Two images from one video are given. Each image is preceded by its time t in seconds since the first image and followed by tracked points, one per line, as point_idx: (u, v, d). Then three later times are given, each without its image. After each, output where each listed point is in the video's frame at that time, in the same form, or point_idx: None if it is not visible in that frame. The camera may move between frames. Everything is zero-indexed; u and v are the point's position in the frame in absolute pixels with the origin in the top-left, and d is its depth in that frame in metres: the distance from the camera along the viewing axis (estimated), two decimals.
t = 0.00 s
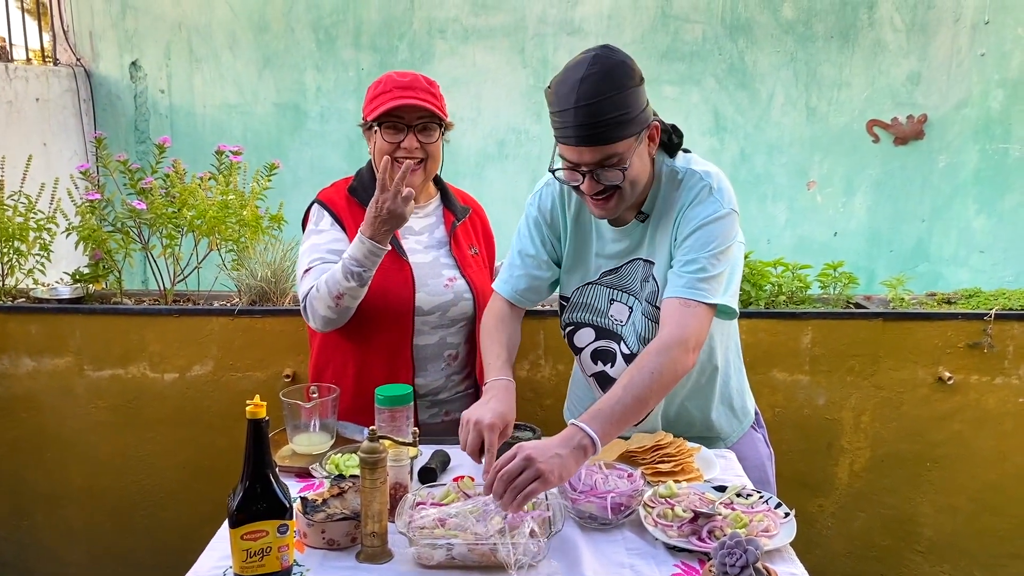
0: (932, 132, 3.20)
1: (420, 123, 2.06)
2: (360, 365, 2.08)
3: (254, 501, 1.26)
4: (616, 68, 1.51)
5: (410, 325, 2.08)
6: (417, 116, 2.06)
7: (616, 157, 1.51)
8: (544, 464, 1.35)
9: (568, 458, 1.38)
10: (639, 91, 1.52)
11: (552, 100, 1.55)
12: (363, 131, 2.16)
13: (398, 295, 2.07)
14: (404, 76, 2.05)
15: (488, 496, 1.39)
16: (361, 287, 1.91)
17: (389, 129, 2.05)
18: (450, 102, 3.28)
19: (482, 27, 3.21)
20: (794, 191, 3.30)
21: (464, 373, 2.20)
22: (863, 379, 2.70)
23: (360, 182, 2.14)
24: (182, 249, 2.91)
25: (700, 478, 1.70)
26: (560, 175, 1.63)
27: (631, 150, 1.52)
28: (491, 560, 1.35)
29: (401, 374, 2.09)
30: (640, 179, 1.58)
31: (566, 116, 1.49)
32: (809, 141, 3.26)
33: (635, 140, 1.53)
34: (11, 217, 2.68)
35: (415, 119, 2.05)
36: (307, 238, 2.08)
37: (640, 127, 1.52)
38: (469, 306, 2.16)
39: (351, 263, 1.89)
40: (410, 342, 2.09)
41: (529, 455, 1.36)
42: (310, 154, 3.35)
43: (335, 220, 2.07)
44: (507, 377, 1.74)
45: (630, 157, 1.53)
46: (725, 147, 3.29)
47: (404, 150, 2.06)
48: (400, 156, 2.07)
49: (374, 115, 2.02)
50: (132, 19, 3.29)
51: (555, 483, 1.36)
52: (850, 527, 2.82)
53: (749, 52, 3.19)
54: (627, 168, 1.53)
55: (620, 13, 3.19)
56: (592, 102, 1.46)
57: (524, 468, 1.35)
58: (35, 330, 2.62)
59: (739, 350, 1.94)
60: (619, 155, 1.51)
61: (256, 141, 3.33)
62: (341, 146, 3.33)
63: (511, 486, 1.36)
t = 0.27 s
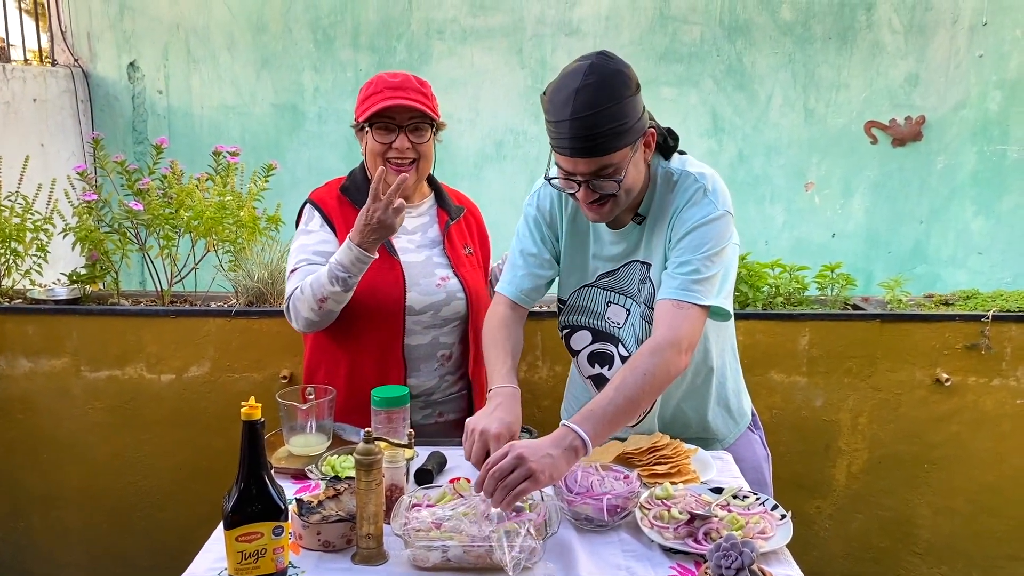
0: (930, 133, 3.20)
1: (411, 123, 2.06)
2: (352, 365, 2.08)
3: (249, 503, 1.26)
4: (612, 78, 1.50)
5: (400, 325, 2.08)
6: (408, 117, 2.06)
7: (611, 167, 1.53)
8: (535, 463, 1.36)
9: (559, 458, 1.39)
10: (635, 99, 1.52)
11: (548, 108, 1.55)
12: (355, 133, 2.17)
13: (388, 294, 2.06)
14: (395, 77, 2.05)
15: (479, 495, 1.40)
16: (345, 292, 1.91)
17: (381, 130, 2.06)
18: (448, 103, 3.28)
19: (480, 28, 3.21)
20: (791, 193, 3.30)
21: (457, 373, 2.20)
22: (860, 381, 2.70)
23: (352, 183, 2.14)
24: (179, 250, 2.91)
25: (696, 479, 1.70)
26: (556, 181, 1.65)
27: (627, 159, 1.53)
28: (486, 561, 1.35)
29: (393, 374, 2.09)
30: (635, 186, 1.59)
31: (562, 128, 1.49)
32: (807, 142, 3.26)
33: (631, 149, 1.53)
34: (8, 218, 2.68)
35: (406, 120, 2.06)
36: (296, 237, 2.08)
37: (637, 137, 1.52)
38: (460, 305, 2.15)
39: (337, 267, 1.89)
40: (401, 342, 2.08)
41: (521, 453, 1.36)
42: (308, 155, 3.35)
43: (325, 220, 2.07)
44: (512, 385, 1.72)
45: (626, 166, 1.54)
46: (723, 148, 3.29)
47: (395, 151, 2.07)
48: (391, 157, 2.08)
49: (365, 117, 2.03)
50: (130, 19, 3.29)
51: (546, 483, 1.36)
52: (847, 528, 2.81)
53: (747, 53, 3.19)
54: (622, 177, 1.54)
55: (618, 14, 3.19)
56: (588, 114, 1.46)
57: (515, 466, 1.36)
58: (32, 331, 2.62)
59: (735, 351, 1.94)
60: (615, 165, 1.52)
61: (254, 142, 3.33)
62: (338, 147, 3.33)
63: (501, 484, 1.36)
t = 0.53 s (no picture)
0: (930, 134, 3.20)
1: (405, 126, 2.06)
2: (344, 364, 2.08)
3: (247, 503, 1.26)
4: (611, 86, 1.49)
5: (392, 325, 2.08)
6: (403, 119, 2.06)
7: (608, 176, 1.53)
8: (535, 467, 1.35)
9: (560, 462, 1.38)
10: (634, 108, 1.51)
11: (547, 115, 1.55)
12: (350, 134, 2.17)
13: (379, 293, 2.07)
14: (389, 78, 2.05)
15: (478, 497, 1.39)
16: (334, 297, 1.92)
17: (375, 131, 2.06)
18: (447, 103, 3.28)
19: (479, 29, 3.21)
20: (791, 194, 3.30)
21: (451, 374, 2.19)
22: (860, 382, 2.70)
23: (347, 184, 2.15)
24: (178, 251, 2.91)
25: (695, 480, 1.70)
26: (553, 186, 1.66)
27: (624, 168, 1.54)
28: (483, 562, 1.35)
29: (385, 375, 2.08)
30: (632, 194, 1.60)
31: (561, 136, 1.49)
32: (806, 143, 3.26)
33: (629, 158, 1.53)
34: (7, 218, 2.68)
35: (400, 122, 2.06)
36: (288, 238, 2.09)
37: (635, 145, 1.52)
38: (453, 306, 2.16)
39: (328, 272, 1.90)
40: (393, 343, 2.09)
41: (522, 458, 1.35)
42: (307, 156, 3.35)
43: (317, 220, 2.07)
44: (490, 342, 1.76)
45: (623, 174, 1.54)
46: (722, 149, 3.29)
47: (390, 152, 2.07)
48: (386, 158, 2.08)
49: (359, 118, 2.03)
50: (129, 20, 3.29)
51: (546, 487, 1.35)
52: (846, 529, 2.81)
53: (746, 54, 3.19)
54: (619, 186, 1.55)
55: (617, 15, 3.19)
56: (587, 123, 1.46)
57: (516, 471, 1.35)
58: (30, 331, 2.62)
59: (734, 352, 1.93)
60: (612, 173, 1.52)
61: (253, 142, 3.34)
62: (338, 148, 3.33)
63: (502, 488, 1.35)
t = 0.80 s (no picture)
0: (930, 135, 3.20)
1: (398, 121, 2.07)
2: (341, 364, 2.08)
3: (248, 504, 1.26)
4: (611, 89, 1.49)
5: (388, 326, 2.08)
6: (395, 114, 2.07)
7: (608, 179, 1.53)
8: (535, 466, 1.35)
9: (559, 461, 1.38)
10: (633, 111, 1.51)
11: (546, 117, 1.54)
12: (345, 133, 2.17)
13: (375, 294, 2.07)
14: (381, 75, 2.06)
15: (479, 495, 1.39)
16: (332, 295, 1.92)
17: (368, 128, 2.06)
18: (448, 104, 3.28)
19: (480, 30, 3.21)
20: (792, 194, 3.30)
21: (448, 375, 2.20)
22: (861, 383, 2.69)
23: (344, 184, 2.15)
24: (179, 251, 2.91)
25: (696, 482, 1.70)
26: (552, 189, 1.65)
27: (624, 170, 1.53)
28: (485, 563, 1.35)
29: (381, 376, 2.08)
30: (631, 196, 1.60)
31: (560, 139, 1.49)
32: (807, 144, 3.26)
33: (628, 160, 1.53)
34: (8, 219, 2.68)
35: (393, 118, 2.07)
36: (285, 238, 2.10)
37: (634, 148, 1.52)
38: (449, 307, 2.16)
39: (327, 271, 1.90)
40: (389, 343, 2.09)
41: (521, 457, 1.35)
42: (308, 156, 3.35)
43: (313, 220, 2.08)
44: (495, 341, 1.80)
45: (622, 177, 1.54)
46: (723, 149, 3.29)
47: (383, 149, 2.07)
48: (379, 155, 2.08)
49: (352, 115, 2.04)
50: (130, 20, 3.29)
51: (546, 485, 1.36)
52: (847, 530, 2.81)
53: (748, 55, 3.19)
54: (618, 188, 1.55)
55: (618, 15, 3.19)
56: (586, 127, 1.46)
57: (516, 470, 1.36)
58: (31, 332, 2.61)
59: (735, 352, 1.93)
60: (611, 176, 1.52)
61: (254, 143, 3.33)
62: (339, 148, 3.34)
63: (502, 487, 1.36)
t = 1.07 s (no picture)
0: (932, 136, 3.20)
1: (396, 118, 2.07)
2: (340, 365, 2.08)
3: (250, 505, 1.26)
4: (605, 92, 1.49)
5: (387, 327, 2.08)
6: (393, 112, 2.07)
7: (605, 181, 1.53)
8: (536, 464, 1.35)
9: (561, 459, 1.38)
10: (628, 113, 1.51)
11: (541, 121, 1.54)
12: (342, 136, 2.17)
13: (373, 295, 2.06)
14: (377, 75, 2.06)
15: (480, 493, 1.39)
16: (319, 296, 1.91)
17: (366, 126, 2.06)
18: (449, 104, 3.28)
19: (482, 30, 3.21)
20: (793, 195, 3.30)
21: (448, 375, 2.20)
22: (862, 384, 2.69)
23: (342, 186, 2.14)
24: (181, 251, 2.91)
25: (698, 482, 1.70)
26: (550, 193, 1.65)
27: (620, 172, 1.53)
28: (487, 564, 1.35)
29: (380, 377, 2.08)
30: (629, 197, 1.60)
31: (556, 143, 1.49)
32: (808, 145, 3.26)
33: (625, 162, 1.53)
34: (10, 219, 2.68)
35: (391, 115, 2.07)
36: (285, 239, 2.11)
37: (630, 150, 1.52)
38: (448, 308, 2.15)
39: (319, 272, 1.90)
40: (387, 345, 2.09)
41: (523, 455, 1.36)
42: (309, 157, 3.35)
43: (311, 222, 2.08)
44: (502, 373, 1.79)
45: (619, 179, 1.54)
46: (725, 150, 3.29)
47: (382, 146, 2.07)
48: (379, 153, 2.07)
49: (350, 114, 2.04)
50: (132, 21, 3.29)
51: (548, 484, 1.36)
52: (849, 531, 2.81)
53: (749, 56, 3.19)
54: (616, 190, 1.55)
55: (619, 16, 3.19)
56: (581, 130, 1.46)
57: (517, 468, 1.36)
58: (33, 332, 2.62)
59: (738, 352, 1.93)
60: (608, 178, 1.52)
61: (256, 143, 3.34)
62: (340, 149, 3.34)
63: (503, 485, 1.36)
